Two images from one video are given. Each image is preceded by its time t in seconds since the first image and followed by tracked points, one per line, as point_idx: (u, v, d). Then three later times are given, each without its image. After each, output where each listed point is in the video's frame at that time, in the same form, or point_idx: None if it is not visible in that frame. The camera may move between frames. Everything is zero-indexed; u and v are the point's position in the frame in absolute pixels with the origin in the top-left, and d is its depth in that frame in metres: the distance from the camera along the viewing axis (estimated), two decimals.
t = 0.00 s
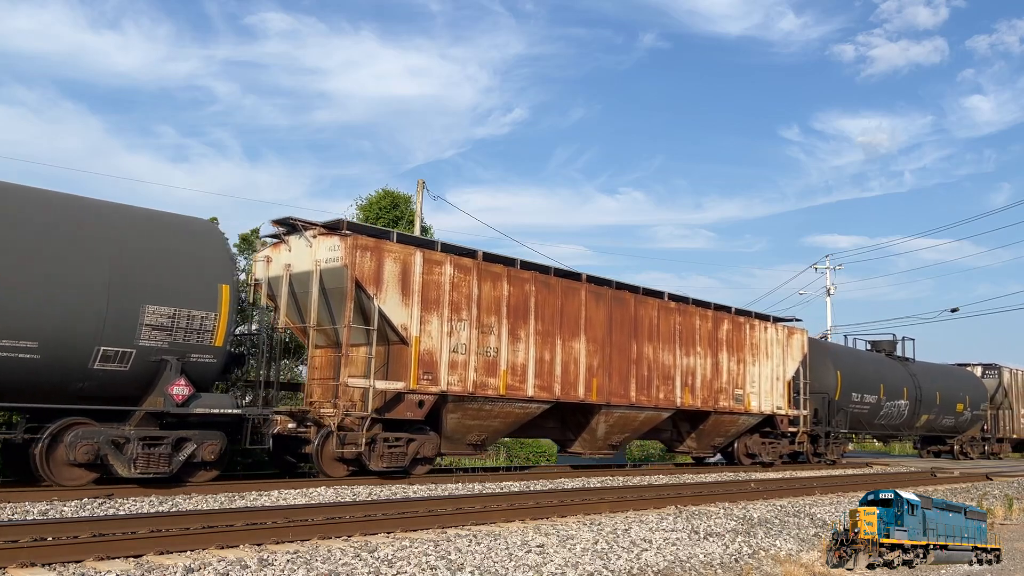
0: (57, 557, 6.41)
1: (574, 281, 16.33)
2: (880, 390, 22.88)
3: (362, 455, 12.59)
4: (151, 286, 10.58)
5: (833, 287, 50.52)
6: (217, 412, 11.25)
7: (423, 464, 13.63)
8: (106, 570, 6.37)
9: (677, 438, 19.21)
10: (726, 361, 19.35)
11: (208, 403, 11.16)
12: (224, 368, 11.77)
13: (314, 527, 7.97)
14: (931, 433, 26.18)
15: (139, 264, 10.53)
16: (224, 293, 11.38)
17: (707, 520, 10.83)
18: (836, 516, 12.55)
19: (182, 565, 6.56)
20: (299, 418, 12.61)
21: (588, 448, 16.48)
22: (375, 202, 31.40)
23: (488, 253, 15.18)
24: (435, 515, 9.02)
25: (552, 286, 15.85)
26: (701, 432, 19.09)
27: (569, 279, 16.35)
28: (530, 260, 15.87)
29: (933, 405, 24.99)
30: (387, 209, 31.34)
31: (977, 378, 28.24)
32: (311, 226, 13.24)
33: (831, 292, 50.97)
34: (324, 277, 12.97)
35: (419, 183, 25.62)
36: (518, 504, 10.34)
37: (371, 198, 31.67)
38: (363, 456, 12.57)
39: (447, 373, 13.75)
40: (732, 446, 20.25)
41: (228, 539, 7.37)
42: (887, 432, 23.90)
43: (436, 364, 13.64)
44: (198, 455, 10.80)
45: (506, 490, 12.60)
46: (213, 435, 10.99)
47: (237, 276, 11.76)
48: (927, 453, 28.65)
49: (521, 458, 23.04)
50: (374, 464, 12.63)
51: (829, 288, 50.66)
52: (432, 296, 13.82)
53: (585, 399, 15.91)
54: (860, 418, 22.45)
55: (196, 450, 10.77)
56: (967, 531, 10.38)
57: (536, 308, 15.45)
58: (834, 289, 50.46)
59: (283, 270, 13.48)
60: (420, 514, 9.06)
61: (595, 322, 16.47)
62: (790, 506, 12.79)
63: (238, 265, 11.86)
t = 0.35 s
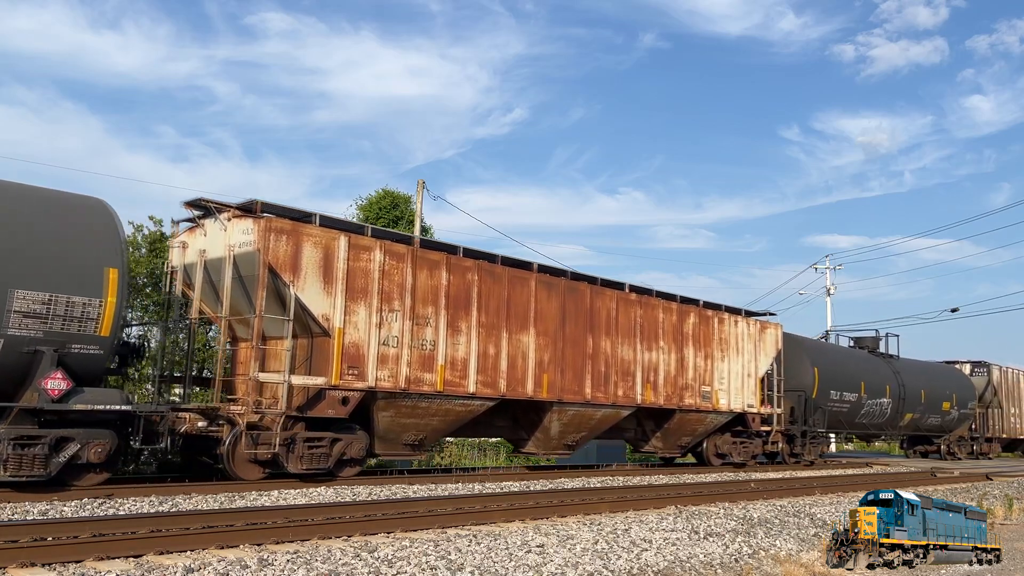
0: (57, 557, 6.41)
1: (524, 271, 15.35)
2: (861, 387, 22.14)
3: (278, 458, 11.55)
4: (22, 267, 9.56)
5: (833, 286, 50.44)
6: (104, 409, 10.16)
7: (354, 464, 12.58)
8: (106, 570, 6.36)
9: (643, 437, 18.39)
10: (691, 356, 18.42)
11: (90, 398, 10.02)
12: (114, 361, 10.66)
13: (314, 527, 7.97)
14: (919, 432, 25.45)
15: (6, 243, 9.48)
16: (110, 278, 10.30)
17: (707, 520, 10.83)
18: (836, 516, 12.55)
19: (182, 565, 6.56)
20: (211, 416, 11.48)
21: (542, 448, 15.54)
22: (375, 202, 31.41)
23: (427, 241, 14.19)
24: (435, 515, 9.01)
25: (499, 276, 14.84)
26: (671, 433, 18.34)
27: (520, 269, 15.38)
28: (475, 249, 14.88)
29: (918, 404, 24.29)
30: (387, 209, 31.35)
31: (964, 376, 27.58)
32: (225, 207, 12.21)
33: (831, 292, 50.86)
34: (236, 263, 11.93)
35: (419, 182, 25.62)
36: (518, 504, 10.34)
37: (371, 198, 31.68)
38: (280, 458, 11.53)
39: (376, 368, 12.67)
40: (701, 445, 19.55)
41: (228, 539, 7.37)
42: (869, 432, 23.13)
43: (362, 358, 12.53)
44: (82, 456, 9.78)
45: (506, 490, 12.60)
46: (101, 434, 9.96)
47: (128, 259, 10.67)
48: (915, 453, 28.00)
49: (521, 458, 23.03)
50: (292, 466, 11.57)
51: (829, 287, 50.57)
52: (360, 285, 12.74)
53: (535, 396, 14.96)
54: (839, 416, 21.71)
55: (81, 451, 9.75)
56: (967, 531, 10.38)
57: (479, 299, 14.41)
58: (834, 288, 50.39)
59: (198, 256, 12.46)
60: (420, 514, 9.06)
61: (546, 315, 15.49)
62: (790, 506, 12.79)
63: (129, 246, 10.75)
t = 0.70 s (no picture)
0: (57, 557, 6.41)
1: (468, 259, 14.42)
2: (838, 384, 21.31)
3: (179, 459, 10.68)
4: None
5: (833, 285, 50.40)
6: None
7: (271, 467, 11.69)
8: (106, 570, 6.37)
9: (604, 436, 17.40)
10: (653, 351, 17.53)
11: None
12: None
13: (314, 527, 7.97)
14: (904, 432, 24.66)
15: None
16: None
17: (707, 520, 10.83)
18: (836, 516, 12.56)
19: (182, 565, 6.56)
20: (105, 414, 10.64)
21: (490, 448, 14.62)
22: (375, 202, 31.42)
23: (359, 226, 13.26)
24: (434, 515, 9.02)
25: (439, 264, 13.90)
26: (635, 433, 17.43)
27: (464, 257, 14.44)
28: (412, 236, 13.96)
29: (900, 403, 23.49)
30: (387, 209, 31.35)
31: (950, 375, 26.84)
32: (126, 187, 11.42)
33: (831, 292, 50.76)
34: (135, 246, 11.14)
35: (419, 182, 25.63)
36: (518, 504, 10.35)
37: (370, 198, 31.69)
38: (183, 459, 10.63)
39: (294, 361, 11.74)
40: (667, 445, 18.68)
41: (228, 539, 7.37)
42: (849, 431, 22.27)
43: (275, 351, 11.60)
44: None
45: (507, 490, 12.62)
46: None
47: None
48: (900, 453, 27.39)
49: (521, 458, 23.05)
50: (195, 468, 10.64)
51: (829, 286, 50.51)
52: (274, 272, 11.79)
53: (477, 393, 14.05)
54: (816, 415, 20.86)
55: None
56: (967, 531, 10.38)
57: (415, 288, 13.43)
58: (834, 287, 50.35)
59: (101, 241, 11.74)
60: (420, 514, 9.07)
61: (490, 306, 14.56)
62: (790, 506, 12.80)
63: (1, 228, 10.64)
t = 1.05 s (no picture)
0: (58, 557, 6.41)
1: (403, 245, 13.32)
2: (816, 381, 20.64)
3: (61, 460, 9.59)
4: None
5: (833, 286, 50.41)
6: None
7: (171, 469, 10.69)
8: (106, 570, 6.37)
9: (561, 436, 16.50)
10: (610, 345, 16.49)
11: None
12: None
13: (314, 527, 7.97)
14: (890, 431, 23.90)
15: None
16: None
17: (707, 520, 10.83)
18: (836, 516, 12.55)
19: (182, 565, 6.56)
20: None
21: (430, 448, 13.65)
22: (375, 202, 31.42)
23: (276, 209, 12.14)
24: (435, 515, 9.02)
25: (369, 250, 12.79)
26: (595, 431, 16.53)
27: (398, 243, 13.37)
28: (338, 220, 12.87)
29: (884, 401, 22.78)
30: (387, 209, 31.33)
31: (938, 371, 26.10)
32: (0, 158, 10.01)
33: (831, 292, 50.80)
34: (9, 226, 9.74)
35: (420, 182, 25.64)
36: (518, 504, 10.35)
37: (370, 198, 31.68)
38: (63, 460, 9.60)
39: (195, 354, 10.59)
40: (629, 445, 17.72)
41: (227, 539, 7.37)
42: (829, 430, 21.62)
43: (173, 343, 10.42)
44: None
45: (506, 490, 12.62)
46: None
47: None
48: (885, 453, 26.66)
49: (522, 458, 22.98)
50: (78, 471, 9.60)
51: (829, 287, 50.52)
52: (172, 255, 10.58)
53: (410, 389, 12.94)
54: (793, 413, 20.25)
55: None
56: (967, 531, 10.38)
57: (340, 276, 12.32)
58: (833, 288, 50.36)
59: None
60: (420, 514, 9.07)
61: (427, 295, 13.45)
62: (790, 506, 12.80)
63: None
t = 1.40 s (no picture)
0: (58, 557, 6.41)
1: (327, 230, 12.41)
2: (791, 378, 20.13)
3: None
4: None
5: (833, 286, 50.46)
6: None
7: (53, 471, 9.84)
8: (106, 570, 6.37)
9: (513, 436, 15.71)
10: (559, 339, 15.72)
11: None
12: None
13: (314, 527, 7.97)
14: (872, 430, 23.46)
15: None
16: None
17: (707, 520, 10.83)
18: (836, 516, 12.55)
19: (182, 565, 6.56)
20: None
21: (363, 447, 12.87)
22: (375, 202, 31.43)
23: (178, 188, 11.17)
24: (434, 515, 9.02)
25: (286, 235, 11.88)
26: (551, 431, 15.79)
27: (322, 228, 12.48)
28: (252, 201, 11.93)
29: (864, 399, 22.36)
30: (387, 209, 31.32)
31: (922, 369, 25.70)
32: None
33: (831, 292, 50.82)
34: None
35: (420, 181, 25.65)
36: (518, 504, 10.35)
37: (370, 198, 31.68)
38: None
39: (77, 344, 9.57)
40: (588, 445, 16.93)
41: (227, 539, 7.36)
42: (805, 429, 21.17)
43: (49, 332, 9.38)
44: None
45: (506, 490, 12.62)
46: None
47: None
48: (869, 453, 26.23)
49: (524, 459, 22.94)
50: None
51: (829, 287, 50.57)
52: (48, 236, 9.50)
53: (333, 384, 12.07)
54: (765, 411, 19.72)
55: None
56: (967, 531, 10.38)
57: (251, 262, 11.40)
58: (833, 288, 50.40)
59: None
60: (420, 514, 9.07)
61: (352, 284, 12.56)
62: (791, 506, 12.80)
63: None
